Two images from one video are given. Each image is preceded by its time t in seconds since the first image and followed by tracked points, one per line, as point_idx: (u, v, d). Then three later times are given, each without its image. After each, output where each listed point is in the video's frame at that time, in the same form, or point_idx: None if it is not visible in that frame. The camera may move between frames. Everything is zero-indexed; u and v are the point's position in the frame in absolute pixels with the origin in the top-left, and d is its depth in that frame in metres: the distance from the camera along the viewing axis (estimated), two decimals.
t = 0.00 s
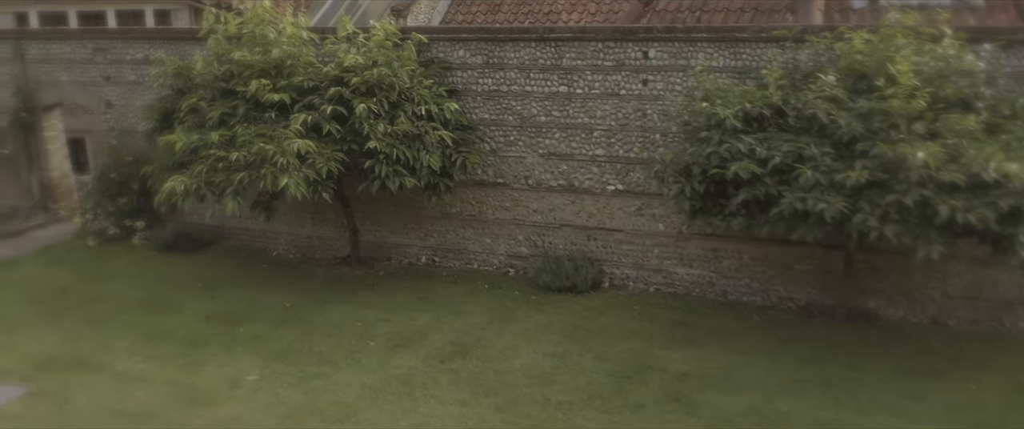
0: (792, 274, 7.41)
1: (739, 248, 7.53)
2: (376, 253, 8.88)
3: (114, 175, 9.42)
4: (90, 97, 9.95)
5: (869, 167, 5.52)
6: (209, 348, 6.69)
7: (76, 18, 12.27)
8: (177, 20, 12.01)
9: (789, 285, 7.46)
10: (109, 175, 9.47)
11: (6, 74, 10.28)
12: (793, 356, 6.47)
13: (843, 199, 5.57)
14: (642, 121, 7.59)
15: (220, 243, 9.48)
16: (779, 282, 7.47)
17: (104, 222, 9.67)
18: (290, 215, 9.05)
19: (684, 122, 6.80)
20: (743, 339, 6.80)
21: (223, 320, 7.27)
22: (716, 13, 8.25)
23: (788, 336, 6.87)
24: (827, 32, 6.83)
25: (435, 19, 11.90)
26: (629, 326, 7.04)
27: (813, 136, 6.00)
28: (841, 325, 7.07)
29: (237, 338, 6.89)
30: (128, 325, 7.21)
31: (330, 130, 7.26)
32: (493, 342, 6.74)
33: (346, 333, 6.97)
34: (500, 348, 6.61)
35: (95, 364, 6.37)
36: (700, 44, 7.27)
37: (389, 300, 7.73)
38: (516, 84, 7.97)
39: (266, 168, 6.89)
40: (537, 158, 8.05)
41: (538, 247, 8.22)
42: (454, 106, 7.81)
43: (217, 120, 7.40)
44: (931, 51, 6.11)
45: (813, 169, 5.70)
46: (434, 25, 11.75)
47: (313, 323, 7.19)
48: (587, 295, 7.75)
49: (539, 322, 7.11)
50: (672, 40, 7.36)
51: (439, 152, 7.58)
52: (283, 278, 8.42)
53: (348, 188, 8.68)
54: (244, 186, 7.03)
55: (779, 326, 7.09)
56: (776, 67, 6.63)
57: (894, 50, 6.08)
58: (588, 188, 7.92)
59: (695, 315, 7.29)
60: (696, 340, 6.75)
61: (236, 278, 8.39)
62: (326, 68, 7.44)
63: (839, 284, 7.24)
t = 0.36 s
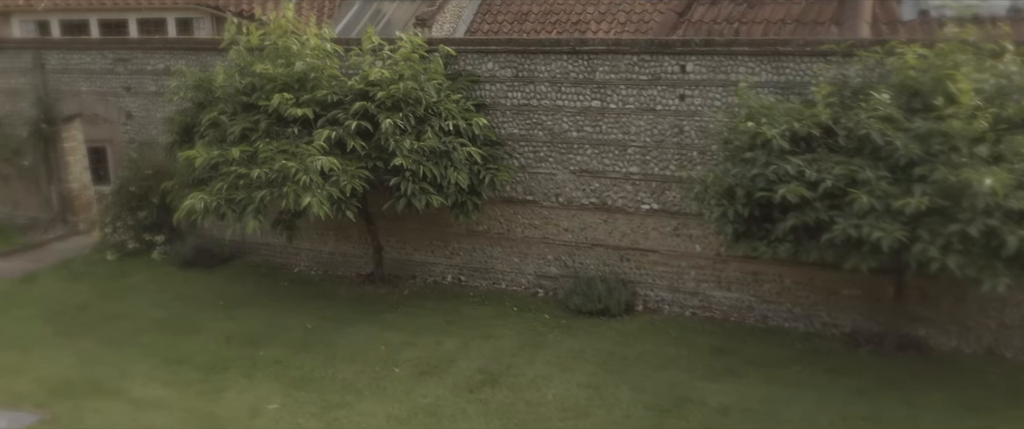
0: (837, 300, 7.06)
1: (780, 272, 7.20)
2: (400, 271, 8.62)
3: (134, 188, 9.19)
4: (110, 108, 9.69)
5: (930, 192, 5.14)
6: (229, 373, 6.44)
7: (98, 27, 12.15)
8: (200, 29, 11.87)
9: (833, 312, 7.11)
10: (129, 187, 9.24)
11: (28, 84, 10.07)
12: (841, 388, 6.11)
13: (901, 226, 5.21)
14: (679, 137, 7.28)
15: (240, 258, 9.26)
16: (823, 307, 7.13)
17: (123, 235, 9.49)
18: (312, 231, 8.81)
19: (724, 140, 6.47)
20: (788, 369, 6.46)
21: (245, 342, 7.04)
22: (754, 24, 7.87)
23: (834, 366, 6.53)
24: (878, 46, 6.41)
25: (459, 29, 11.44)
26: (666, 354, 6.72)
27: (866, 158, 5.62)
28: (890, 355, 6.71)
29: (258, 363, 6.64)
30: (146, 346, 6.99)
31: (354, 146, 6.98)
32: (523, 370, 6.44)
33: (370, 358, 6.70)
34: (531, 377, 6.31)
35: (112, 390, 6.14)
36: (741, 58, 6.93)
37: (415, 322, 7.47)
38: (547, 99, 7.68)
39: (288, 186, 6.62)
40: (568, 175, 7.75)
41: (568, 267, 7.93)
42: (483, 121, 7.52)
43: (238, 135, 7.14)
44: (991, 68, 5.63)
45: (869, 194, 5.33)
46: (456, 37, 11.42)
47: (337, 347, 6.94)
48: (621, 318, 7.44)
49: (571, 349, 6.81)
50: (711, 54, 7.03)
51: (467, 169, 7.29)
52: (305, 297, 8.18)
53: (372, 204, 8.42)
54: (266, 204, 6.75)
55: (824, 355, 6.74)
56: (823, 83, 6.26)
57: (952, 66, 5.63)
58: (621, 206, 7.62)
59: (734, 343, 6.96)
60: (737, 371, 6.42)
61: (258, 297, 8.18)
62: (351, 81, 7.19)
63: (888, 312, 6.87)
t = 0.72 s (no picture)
0: (890, 329, 6.66)
1: (829, 299, 6.83)
2: (427, 292, 8.33)
3: (156, 203, 8.96)
4: (132, 121, 9.45)
5: (1003, 223, 4.73)
6: (252, 402, 6.17)
7: (122, 37, 12.01)
8: (224, 39, 11.71)
9: (885, 341, 6.72)
10: (151, 202, 9.04)
11: (50, 96, 9.85)
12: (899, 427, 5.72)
13: (972, 259, 4.83)
14: (721, 156, 6.94)
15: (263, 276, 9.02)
16: (874, 337, 6.73)
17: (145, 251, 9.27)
18: (338, 250, 8.55)
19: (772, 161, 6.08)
20: (840, 405, 6.09)
21: (269, 368, 6.78)
22: (798, 37, 7.50)
23: (889, 401, 6.14)
24: (937, 62, 5.97)
25: (487, 39, 11.19)
26: (709, 386, 6.37)
27: (930, 184, 5.20)
28: (948, 389, 6.30)
29: (281, 391, 6.37)
30: (167, 371, 6.75)
31: (383, 166, 6.69)
32: (559, 402, 6.12)
33: (398, 387, 6.41)
34: (567, 410, 5.99)
35: (130, 419, 5.88)
36: (788, 74, 6.58)
37: (445, 348, 7.17)
38: (582, 115, 7.40)
39: (314, 207, 6.30)
40: (604, 194, 7.45)
41: (603, 290, 7.61)
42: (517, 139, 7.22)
43: (262, 153, 6.86)
44: None
45: (936, 223, 4.95)
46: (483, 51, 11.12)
47: (363, 375, 6.66)
48: (659, 346, 7.11)
49: (608, 379, 6.48)
50: (757, 69, 6.67)
51: (500, 189, 6.98)
52: (330, 319, 7.91)
53: (400, 223, 8.15)
54: (291, 225, 6.42)
55: (877, 389, 6.36)
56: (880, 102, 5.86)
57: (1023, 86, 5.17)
58: (660, 227, 7.30)
59: (781, 374, 6.60)
60: (786, 405, 6.06)
61: (282, 318, 7.94)
62: (379, 97, 6.91)
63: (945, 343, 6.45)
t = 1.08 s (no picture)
0: (953, 361, 6.20)
1: (887, 329, 6.41)
2: (458, 315, 8.01)
3: (180, 219, 8.74)
4: (157, 135, 9.21)
5: None
6: None
7: (147, 48, 11.85)
8: (250, 50, 11.51)
9: (949, 374, 6.26)
10: (175, 219, 8.80)
11: (74, 109, 9.66)
12: None
13: None
14: (773, 177, 6.59)
15: (288, 295, 8.72)
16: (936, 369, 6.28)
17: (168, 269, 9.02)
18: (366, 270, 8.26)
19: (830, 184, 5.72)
20: None
21: (296, 397, 6.48)
22: (851, 51, 7.18)
23: None
24: (1012, 80, 5.52)
25: (519, 51, 11.07)
26: (762, 421, 5.98)
27: (1011, 212, 4.81)
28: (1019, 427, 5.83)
29: (309, 422, 6.07)
30: (190, 398, 6.46)
31: (417, 186, 6.39)
32: None
33: (431, 419, 6.09)
34: None
35: None
36: (846, 91, 6.22)
37: (478, 376, 6.84)
38: (624, 132, 7.08)
39: (345, 229, 5.99)
40: (646, 215, 7.10)
41: (645, 316, 7.25)
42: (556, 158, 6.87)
43: (290, 172, 6.55)
44: None
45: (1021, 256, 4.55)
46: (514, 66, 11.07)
47: (394, 406, 6.34)
48: (705, 376, 6.74)
49: (653, 413, 6.12)
50: (813, 87, 6.34)
51: (538, 211, 6.64)
52: (359, 343, 7.58)
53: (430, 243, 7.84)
54: (321, 249, 6.11)
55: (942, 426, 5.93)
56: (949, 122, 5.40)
57: None
58: (705, 251, 6.93)
59: (838, 410, 6.20)
60: None
61: (308, 342, 7.63)
62: (413, 114, 6.61)
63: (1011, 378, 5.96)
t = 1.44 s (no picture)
0: None
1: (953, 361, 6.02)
2: (494, 338, 7.72)
3: (207, 236, 8.50)
4: (184, 150, 8.99)
5: None
6: None
7: (174, 59, 11.68)
8: (278, 61, 11.34)
9: (1019, 412, 5.85)
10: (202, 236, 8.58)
11: (100, 122, 9.47)
12: None
13: None
14: (830, 199, 6.25)
15: (317, 316, 8.45)
16: (1006, 405, 5.87)
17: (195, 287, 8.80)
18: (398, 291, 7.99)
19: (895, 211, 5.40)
20: None
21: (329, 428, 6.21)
22: (909, 66, 6.85)
23: None
24: None
25: (552, 63, 10.86)
26: None
27: None
28: None
29: None
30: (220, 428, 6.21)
31: (455, 208, 6.10)
32: None
33: None
34: None
35: None
36: (911, 110, 5.86)
37: (518, 406, 6.54)
38: (671, 151, 6.76)
39: (382, 254, 5.71)
40: (694, 238, 6.79)
41: (691, 343, 6.94)
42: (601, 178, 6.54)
43: (323, 192, 6.28)
44: None
45: None
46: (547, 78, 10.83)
47: None
48: (758, 409, 6.40)
49: None
50: (874, 105, 5.98)
51: (582, 234, 6.32)
52: (392, 369, 7.29)
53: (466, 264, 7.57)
54: (356, 274, 5.83)
55: None
56: None
57: None
58: (756, 276, 6.62)
59: None
60: None
61: (339, 366, 7.36)
62: (451, 133, 6.35)
63: None
